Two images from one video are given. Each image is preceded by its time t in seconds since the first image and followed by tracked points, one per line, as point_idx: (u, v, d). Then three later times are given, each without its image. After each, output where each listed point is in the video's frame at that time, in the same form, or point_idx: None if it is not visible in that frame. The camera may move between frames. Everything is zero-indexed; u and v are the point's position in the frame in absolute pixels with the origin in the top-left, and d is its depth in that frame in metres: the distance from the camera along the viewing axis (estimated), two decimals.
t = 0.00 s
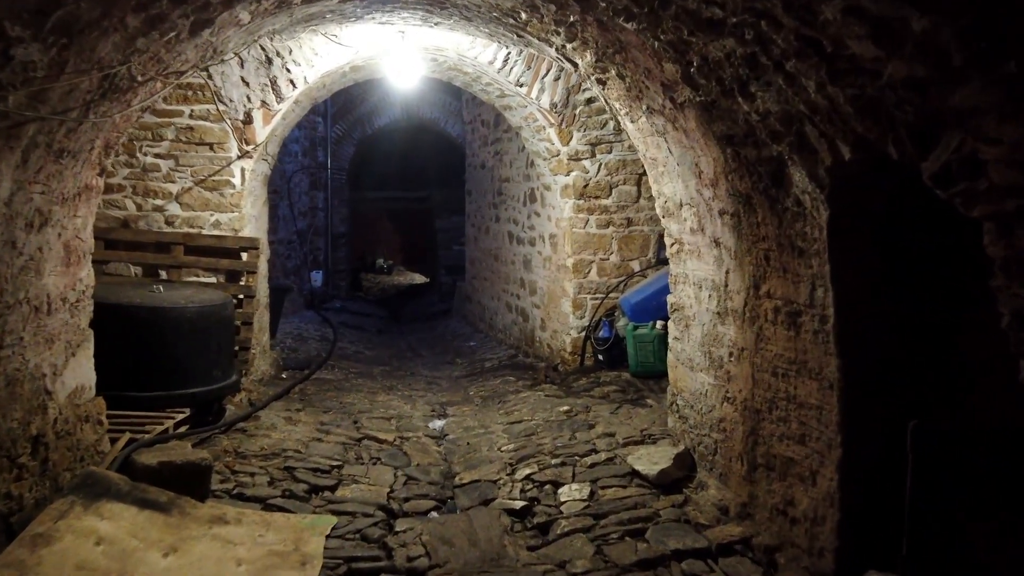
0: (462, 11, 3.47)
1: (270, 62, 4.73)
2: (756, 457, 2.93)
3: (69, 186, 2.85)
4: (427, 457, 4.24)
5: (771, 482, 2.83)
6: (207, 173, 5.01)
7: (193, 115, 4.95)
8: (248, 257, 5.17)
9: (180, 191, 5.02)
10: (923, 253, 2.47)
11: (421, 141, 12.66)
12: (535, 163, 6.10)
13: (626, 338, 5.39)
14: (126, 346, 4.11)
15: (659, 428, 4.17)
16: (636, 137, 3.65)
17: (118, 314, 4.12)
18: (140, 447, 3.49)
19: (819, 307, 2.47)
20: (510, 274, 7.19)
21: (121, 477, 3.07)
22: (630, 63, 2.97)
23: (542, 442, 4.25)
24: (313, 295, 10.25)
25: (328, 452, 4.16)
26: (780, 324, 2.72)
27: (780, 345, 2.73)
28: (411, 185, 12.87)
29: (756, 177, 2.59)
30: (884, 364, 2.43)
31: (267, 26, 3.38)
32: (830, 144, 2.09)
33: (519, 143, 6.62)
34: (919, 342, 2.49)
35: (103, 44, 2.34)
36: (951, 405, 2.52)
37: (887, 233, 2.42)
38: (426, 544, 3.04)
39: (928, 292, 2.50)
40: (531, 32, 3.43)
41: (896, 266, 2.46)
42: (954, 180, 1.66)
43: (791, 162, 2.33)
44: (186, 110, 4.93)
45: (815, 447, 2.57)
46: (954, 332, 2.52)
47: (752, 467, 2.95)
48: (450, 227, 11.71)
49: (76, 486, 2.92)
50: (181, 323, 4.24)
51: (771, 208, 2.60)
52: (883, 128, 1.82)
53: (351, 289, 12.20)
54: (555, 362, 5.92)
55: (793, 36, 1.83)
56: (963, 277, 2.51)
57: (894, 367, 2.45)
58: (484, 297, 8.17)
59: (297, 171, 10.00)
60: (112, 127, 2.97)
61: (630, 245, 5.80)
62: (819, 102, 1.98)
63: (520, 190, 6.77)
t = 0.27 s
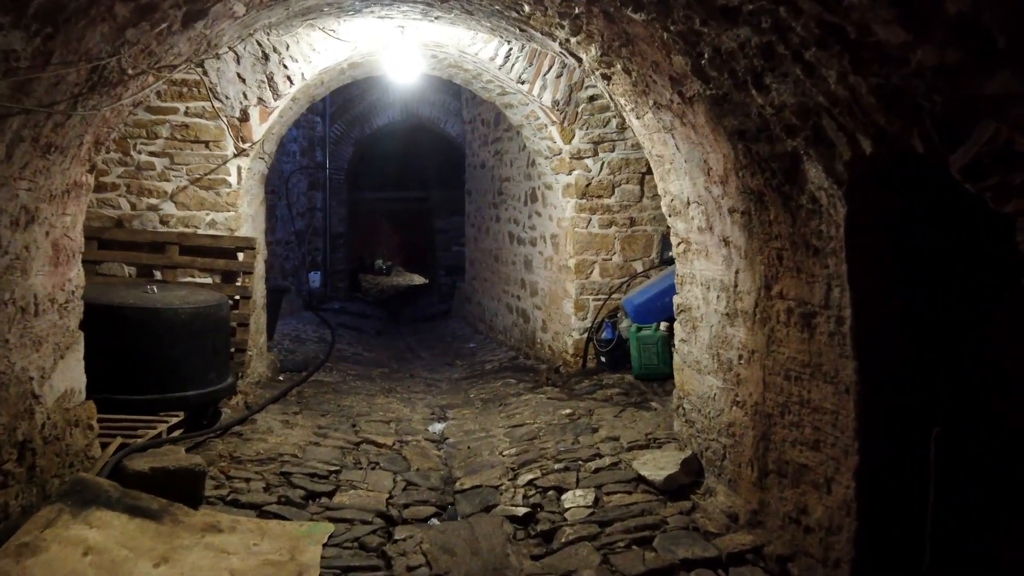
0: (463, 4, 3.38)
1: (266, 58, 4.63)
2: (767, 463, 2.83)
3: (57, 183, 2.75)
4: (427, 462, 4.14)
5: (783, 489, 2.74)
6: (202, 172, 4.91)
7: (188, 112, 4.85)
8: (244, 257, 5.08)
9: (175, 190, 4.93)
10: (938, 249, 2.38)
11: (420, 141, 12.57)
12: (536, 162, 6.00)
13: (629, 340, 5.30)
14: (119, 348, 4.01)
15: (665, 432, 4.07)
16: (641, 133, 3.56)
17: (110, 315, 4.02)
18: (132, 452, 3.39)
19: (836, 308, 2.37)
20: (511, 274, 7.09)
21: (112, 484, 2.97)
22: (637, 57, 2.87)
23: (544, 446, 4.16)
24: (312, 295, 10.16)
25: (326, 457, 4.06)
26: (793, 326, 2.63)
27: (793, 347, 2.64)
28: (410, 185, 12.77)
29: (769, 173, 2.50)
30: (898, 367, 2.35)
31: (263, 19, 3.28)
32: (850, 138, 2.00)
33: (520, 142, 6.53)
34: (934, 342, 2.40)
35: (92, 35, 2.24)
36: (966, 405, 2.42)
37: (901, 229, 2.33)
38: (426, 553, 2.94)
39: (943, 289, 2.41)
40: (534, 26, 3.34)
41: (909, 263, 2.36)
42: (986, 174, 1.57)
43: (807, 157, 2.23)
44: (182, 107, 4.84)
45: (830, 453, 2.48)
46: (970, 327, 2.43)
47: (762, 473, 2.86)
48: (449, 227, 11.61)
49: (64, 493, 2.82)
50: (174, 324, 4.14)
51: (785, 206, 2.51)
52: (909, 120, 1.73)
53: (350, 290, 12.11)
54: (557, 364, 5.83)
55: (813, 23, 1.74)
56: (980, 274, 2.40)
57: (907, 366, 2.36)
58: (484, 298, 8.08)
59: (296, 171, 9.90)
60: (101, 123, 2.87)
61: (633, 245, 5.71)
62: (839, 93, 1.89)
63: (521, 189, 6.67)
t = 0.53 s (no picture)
0: None
1: (262, 53, 4.52)
2: (779, 468, 2.74)
3: (44, 179, 2.65)
4: (427, 465, 4.05)
5: (797, 496, 2.65)
6: (197, 169, 4.81)
7: (183, 108, 4.76)
8: (240, 256, 4.98)
9: (170, 188, 4.83)
10: (963, 243, 2.27)
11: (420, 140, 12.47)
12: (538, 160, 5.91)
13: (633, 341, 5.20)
14: (111, 350, 3.92)
15: (670, 435, 3.98)
16: (647, 129, 3.46)
17: (102, 316, 3.92)
18: (124, 457, 3.29)
19: (854, 308, 2.29)
20: (511, 274, 7.00)
21: (102, 490, 2.87)
22: (644, 49, 2.78)
23: (547, 449, 4.06)
24: (310, 295, 10.05)
25: (324, 461, 3.96)
26: (808, 327, 2.54)
27: (807, 349, 2.55)
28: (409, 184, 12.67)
29: (783, 168, 2.41)
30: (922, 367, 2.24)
31: (259, 10, 3.18)
32: (872, 129, 1.91)
33: (520, 140, 6.44)
34: (961, 340, 2.28)
35: (79, 24, 2.15)
36: (993, 405, 2.29)
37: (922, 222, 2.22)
38: (427, 561, 2.85)
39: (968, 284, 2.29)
40: (537, 18, 3.24)
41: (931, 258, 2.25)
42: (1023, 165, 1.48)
43: (824, 151, 2.14)
44: (177, 103, 4.74)
45: (847, 459, 2.39)
46: (996, 323, 2.31)
47: (774, 478, 2.77)
48: (449, 226, 11.51)
49: (52, 500, 2.72)
50: (168, 325, 4.04)
51: (800, 202, 2.42)
52: (938, 110, 1.64)
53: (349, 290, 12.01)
54: (558, 365, 5.73)
55: (837, 8, 1.65)
56: (1007, 268, 2.28)
57: (929, 361, 2.26)
58: (484, 299, 7.98)
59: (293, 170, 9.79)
60: (90, 117, 2.77)
61: (636, 244, 5.61)
62: (861, 82, 1.80)
63: (521, 187, 6.58)
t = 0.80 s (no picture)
0: None
1: (259, 46, 4.37)
2: (795, 474, 2.64)
3: (30, 172, 2.55)
4: (427, 469, 3.94)
5: (814, 502, 2.55)
6: (192, 166, 4.71)
7: (177, 104, 4.65)
8: (236, 255, 4.87)
9: (164, 185, 4.72)
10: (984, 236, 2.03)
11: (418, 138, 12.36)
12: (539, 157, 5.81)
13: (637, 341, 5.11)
14: (103, 351, 3.81)
15: (677, 438, 3.88)
16: (655, 124, 3.36)
17: (94, 316, 3.81)
18: (115, 462, 3.19)
19: (875, 307, 2.20)
20: (512, 274, 6.90)
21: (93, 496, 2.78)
22: (654, 39, 2.68)
23: (551, 452, 3.96)
24: (308, 295, 9.95)
25: (322, 464, 3.86)
26: (826, 327, 2.44)
27: (825, 350, 2.45)
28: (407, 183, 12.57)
29: (801, 162, 2.31)
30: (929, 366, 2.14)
31: None
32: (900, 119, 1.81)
33: (522, 137, 6.34)
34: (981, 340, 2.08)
35: (65, 8, 2.05)
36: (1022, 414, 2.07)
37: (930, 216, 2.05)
38: (429, 569, 2.75)
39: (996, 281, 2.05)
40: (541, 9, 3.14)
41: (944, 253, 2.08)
42: None
43: (846, 142, 2.05)
44: (171, 98, 4.63)
45: (867, 464, 2.29)
46: None
47: (789, 484, 2.67)
48: (448, 225, 11.40)
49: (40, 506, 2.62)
50: (162, 325, 3.94)
51: (818, 197, 2.32)
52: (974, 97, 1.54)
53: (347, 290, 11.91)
54: (561, 366, 5.63)
55: None
56: None
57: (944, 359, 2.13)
58: (484, 298, 7.88)
59: (291, 168, 9.68)
60: (78, 109, 2.67)
61: (639, 243, 5.51)
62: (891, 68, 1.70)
63: (522, 185, 6.48)
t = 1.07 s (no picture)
0: None
1: (257, 43, 4.28)
2: (808, 480, 2.57)
3: (21, 170, 2.48)
4: (428, 473, 3.87)
5: (828, 509, 2.48)
6: (189, 165, 4.63)
7: (174, 102, 4.58)
8: (234, 255, 4.80)
9: (161, 184, 4.65)
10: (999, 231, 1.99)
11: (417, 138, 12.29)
12: (541, 157, 5.74)
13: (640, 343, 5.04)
14: (97, 354, 3.73)
15: (683, 441, 3.81)
16: (661, 122, 3.29)
17: (88, 318, 3.74)
18: (109, 468, 3.12)
19: (894, 309, 2.13)
20: (513, 275, 6.83)
21: (87, 503, 2.71)
22: (663, 33, 2.62)
23: (554, 456, 3.89)
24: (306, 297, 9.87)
25: (320, 469, 3.78)
26: (841, 329, 2.37)
27: (840, 352, 2.38)
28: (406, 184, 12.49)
29: (816, 159, 2.24)
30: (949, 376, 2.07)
31: None
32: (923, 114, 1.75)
33: (523, 136, 6.27)
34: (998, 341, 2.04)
35: None
36: None
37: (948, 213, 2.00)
38: None
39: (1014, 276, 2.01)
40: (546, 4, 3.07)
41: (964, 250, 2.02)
42: None
43: (866, 138, 1.99)
44: (167, 96, 4.56)
45: (885, 470, 2.22)
46: None
47: (801, 490, 2.60)
48: (447, 226, 11.32)
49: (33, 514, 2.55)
50: (158, 327, 3.86)
51: (834, 195, 2.25)
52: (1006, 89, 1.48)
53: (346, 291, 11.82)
54: (563, 368, 5.56)
55: None
56: None
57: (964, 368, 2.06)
58: (484, 300, 7.81)
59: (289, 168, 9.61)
60: (71, 105, 2.59)
61: (642, 244, 5.44)
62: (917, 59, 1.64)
63: (523, 185, 6.41)
